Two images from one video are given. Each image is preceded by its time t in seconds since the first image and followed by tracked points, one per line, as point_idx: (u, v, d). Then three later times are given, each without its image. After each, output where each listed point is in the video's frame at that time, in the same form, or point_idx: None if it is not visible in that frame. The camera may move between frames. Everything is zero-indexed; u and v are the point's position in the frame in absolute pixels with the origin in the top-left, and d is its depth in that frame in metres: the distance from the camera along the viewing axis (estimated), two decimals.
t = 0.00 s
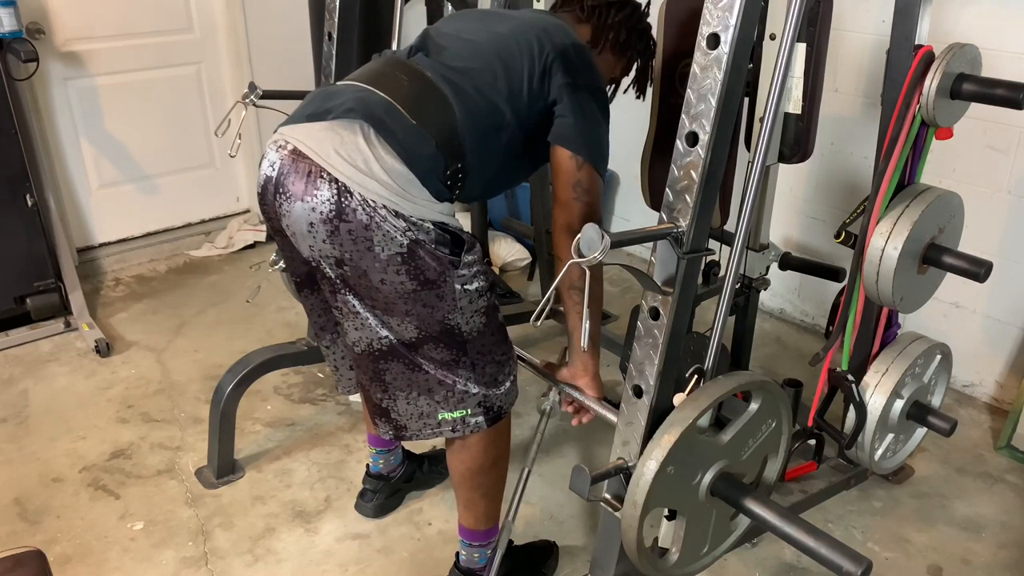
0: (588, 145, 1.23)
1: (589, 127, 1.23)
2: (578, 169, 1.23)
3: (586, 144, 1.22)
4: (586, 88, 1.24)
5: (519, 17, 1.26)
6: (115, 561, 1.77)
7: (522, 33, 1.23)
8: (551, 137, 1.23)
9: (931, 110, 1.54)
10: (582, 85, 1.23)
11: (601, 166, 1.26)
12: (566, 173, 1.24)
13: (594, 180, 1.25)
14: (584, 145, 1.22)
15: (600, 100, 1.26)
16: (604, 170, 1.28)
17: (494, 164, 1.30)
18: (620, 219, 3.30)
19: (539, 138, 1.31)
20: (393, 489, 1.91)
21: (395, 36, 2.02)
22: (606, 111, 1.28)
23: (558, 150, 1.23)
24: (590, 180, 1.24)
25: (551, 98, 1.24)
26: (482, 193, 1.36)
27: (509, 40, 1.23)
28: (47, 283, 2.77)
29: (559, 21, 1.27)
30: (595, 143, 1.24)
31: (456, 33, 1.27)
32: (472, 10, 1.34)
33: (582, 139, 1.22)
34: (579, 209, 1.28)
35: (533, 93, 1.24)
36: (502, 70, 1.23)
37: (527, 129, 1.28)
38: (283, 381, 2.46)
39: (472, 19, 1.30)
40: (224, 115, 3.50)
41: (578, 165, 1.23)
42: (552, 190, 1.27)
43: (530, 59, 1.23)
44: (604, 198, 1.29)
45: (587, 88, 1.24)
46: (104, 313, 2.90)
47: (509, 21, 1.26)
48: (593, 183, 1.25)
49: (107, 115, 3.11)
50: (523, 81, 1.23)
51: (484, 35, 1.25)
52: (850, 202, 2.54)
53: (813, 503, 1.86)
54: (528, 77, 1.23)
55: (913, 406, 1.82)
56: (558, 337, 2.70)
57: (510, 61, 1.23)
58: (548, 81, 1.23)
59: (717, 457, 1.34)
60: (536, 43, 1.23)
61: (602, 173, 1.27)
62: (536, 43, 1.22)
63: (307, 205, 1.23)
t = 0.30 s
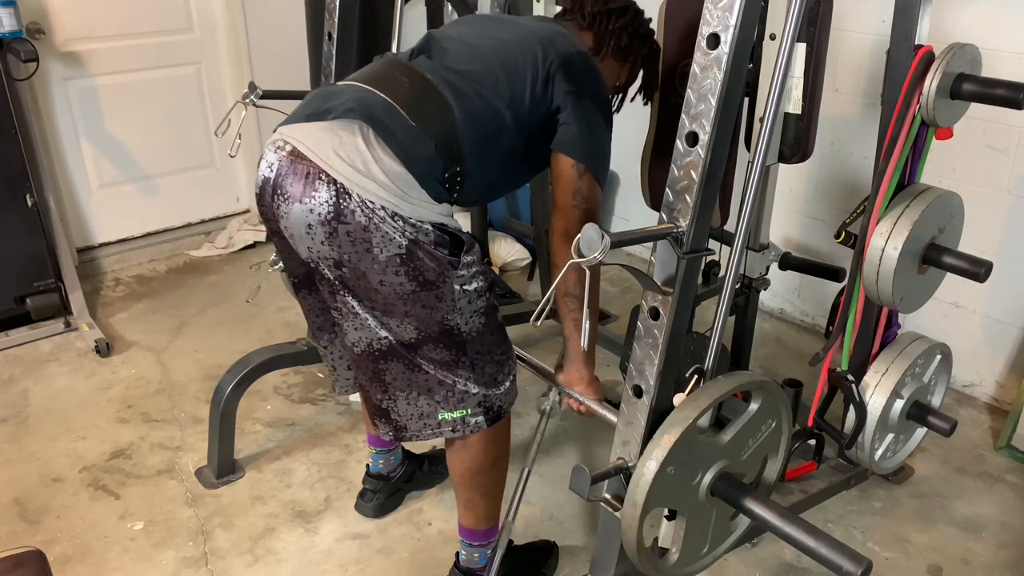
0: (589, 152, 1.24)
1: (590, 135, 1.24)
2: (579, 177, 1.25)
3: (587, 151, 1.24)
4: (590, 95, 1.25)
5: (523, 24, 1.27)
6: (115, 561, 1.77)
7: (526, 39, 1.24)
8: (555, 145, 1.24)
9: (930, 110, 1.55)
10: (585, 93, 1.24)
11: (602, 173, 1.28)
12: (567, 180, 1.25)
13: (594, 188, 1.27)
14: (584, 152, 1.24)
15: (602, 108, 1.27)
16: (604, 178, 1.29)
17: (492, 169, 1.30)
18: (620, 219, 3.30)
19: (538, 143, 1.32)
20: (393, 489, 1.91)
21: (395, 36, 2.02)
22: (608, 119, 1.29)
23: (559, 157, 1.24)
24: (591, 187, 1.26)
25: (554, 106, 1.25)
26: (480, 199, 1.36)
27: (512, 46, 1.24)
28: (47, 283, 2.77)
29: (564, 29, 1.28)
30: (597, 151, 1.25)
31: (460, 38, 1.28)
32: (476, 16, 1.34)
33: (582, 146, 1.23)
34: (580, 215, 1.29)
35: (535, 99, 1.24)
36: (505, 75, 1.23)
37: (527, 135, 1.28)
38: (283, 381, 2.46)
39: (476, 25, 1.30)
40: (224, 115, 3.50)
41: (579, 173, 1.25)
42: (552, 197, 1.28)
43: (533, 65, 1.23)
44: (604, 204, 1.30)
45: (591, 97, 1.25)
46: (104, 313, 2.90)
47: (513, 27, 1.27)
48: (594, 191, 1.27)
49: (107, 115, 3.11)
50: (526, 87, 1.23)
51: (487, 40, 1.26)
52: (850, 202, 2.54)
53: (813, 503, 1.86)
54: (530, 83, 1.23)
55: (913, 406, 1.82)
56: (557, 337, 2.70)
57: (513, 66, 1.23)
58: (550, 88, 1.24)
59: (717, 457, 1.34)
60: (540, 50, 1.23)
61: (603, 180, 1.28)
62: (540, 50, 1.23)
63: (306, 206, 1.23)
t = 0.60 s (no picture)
0: (589, 155, 1.24)
1: (592, 137, 1.24)
2: (580, 180, 1.25)
3: (587, 153, 1.24)
4: (592, 98, 1.25)
5: (525, 27, 1.28)
6: (115, 561, 1.77)
7: (528, 42, 1.25)
8: (556, 148, 1.24)
9: (931, 110, 1.54)
10: (586, 95, 1.25)
11: (603, 176, 1.28)
12: (568, 182, 1.26)
13: (595, 191, 1.27)
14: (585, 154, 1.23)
15: (604, 111, 1.27)
16: (605, 181, 1.29)
17: (490, 171, 1.30)
18: (620, 219, 3.30)
19: (537, 146, 1.32)
20: (393, 489, 1.91)
21: (395, 37, 2.02)
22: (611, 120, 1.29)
23: (560, 159, 1.24)
24: (592, 190, 1.26)
25: (556, 108, 1.25)
26: (480, 200, 1.36)
27: (514, 49, 1.24)
28: (47, 283, 2.77)
29: (566, 32, 1.29)
30: (599, 153, 1.25)
31: (462, 41, 1.28)
32: (478, 19, 1.34)
33: (583, 148, 1.23)
34: (580, 218, 1.29)
35: (536, 102, 1.25)
36: (505, 77, 1.23)
37: (527, 138, 1.29)
38: (283, 381, 2.46)
39: (478, 27, 1.31)
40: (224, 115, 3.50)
41: (580, 176, 1.25)
42: (553, 200, 1.29)
43: (535, 68, 1.24)
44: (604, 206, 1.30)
45: (592, 100, 1.25)
46: (104, 313, 2.90)
47: (515, 30, 1.28)
48: (594, 193, 1.27)
49: (107, 115, 3.11)
50: (527, 89, 1.24)
51: (489, 43, 1.26)
52: (850, 202, 2.54)
53: (813, 503, 1.86)
54: (531, 86, 1.24)
55: (913, 406, 1.82)
56: (557, 337, 2.70)
57: (514, 68, 1.24)
58: (552, 90, 1.24)
59: (717, 457, 1.34)
60: (542, 53, 1.24)
61: (603, 182, 1.28)
62: (541, 52, 1.24)
63: (303, 209, 1.23)
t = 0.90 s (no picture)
0: (590, 161, 1.24)
1: (591, 144, 1.25)
2: (581, 183, 1.25)
3: (588, 159, 1.24)
4: (591, 108, 1.25)
5: (525, 39, 1.28)
6: (115, 561, 1.77)
7: (528, 53, 1.25)
8: (556, 154, 1.25)
9: (931, 110, 1.55)
10: (586, 104, 1.25)
11: (604, 181, 1.28)
12: (569, 186, 1.26)
13: (596, 196, 1.27)
14: (588, 160, 1.24)
15: (604, 119, 1.27)
16: (607, 187, 1.29)
17: (485, 178, 1.30)
18: (620, 219, 3.30)
19: (533, 154, 1.33)
20: (393, 489, 1.91)
21: (395, 37, 2.02)
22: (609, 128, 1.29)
23: (561, 165, 1.25)
24: (593, 192, 1.26)
25: (553, 117, 1.26)
26: (474, 207, 1.36)
27: (513, 60, 1.24)
28: (47, 283, 2.77)
29: (566, 44, 1.29)
30: (601, 160, 1.26)
31: (463, 51, 1.29)
32: (480, 28, 1.35)
33: (582, 155, 1.24)
34: (582, 220, 1.28)
35: (534, 111, 1.25)
36: (503, 85, 1.24)
37: (523, 147, 1.29)
38: (283, 381, 2.46)
39: (479, 37, 1.31)
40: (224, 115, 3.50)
41: (580, 179, 1.25)
42: (555, 204, 1.29)
43: (533, 78, 1.24)
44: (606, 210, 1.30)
45: (592, 108, 1.25)
46: (104, 313, 2.90)
47: (515, 40, 1.28)
48: (596, 196, 1.27)
49: (107, 116, 3.11)
50: (525, 98, 1.24)
51: (489, 52, 1.26)
52: (850, 202, 2.54)
53: (813, 503, 1.86)
54: (529, 95, 1.24)
55: (913, 406, 1.82)
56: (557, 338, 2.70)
57: (512, 78, 1.24)
58: (551, 101, 1.25)
59: (717, 457, 1.34)
60: (542, 64, 1.24)
61: (605, 187, 1.28)
62: (541, 63, 1.24)
63: (298, 214, 1.23)
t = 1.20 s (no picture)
0: (591, 172, 1.25)
1: (591, 157, 1.25)
2: (582, 189, 1.26)
3: (590, 167, 1.25)
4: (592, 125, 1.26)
5: (528, 57, 1.28)
6: (115, 561, 1.77)
7: (530, 70, 1.25)
8: (557, 164, 1.26)
9: (931, 110, 1.54)
10: (586, 118, 1.25)
11: (606, 187, 1.29)
12: (570, 194, 1.27)
13: (598, 203, 1.28)
14: (590, 167, 1.25)
15: (604, 135, 1.28)
16: (608, 195, 1.30)
17: (482, 190, 1.29)
18: (620, 219, 3.30)
19: (532, 171, 1.32)
20: (393, 489, 1.91)
21: (395, 37, 2.02)
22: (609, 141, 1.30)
23: (563, 176, 1.26)
24: (594, 199, 1.27)
25: (553, 133, 1.26)
26: (471, 220, 1.35)
27: (515, 79, 1.24)
28: (47, 283, 2.77)
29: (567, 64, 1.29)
30: (602, 169, 1.27)
31: (466, 65, 1.29)
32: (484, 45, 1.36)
33: (584, 164, 1.25)
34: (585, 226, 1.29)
35: (533, 127, 1.25)
36: (504, 99, 1.24)
37: (522, 162, 1.28)
38: (283, 381, 2.46)
39: (482, 53, 1.32)
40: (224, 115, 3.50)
41: (581, 185, 1.26)
42: (556, 213, 1.30)
43: (534, 94, 1.24)
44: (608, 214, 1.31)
45: (592, 121, 1.26)
46: (104, 313, 2.90)
47: (517, 58, 1.28)
48: (597, 203, 1.28)
49: (107, 116, 3.11)
50: (525, 113, 1.24)
51: (493, 66, 1.27)
52: (850, 202, 2.54)
53: (813, 503, 1.86)
54: (530, 112, 1.24)
55: (913, 406, 1.82)
56: (557, 338, 2.70)
57: (514, 93, 1.24)
58: (551, 118, 1.25)
59: (717, 457, 1.34)
60: (543, 82, 1.24)
61: (607, 194, 1.30)
62: (542, 82, 1.24)
63: (295, 217, 1.23)
